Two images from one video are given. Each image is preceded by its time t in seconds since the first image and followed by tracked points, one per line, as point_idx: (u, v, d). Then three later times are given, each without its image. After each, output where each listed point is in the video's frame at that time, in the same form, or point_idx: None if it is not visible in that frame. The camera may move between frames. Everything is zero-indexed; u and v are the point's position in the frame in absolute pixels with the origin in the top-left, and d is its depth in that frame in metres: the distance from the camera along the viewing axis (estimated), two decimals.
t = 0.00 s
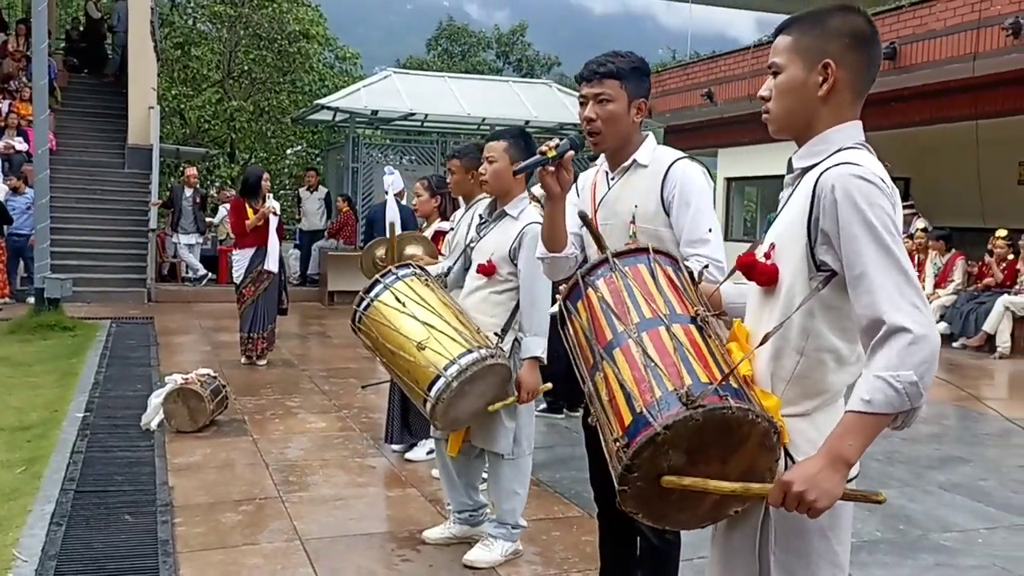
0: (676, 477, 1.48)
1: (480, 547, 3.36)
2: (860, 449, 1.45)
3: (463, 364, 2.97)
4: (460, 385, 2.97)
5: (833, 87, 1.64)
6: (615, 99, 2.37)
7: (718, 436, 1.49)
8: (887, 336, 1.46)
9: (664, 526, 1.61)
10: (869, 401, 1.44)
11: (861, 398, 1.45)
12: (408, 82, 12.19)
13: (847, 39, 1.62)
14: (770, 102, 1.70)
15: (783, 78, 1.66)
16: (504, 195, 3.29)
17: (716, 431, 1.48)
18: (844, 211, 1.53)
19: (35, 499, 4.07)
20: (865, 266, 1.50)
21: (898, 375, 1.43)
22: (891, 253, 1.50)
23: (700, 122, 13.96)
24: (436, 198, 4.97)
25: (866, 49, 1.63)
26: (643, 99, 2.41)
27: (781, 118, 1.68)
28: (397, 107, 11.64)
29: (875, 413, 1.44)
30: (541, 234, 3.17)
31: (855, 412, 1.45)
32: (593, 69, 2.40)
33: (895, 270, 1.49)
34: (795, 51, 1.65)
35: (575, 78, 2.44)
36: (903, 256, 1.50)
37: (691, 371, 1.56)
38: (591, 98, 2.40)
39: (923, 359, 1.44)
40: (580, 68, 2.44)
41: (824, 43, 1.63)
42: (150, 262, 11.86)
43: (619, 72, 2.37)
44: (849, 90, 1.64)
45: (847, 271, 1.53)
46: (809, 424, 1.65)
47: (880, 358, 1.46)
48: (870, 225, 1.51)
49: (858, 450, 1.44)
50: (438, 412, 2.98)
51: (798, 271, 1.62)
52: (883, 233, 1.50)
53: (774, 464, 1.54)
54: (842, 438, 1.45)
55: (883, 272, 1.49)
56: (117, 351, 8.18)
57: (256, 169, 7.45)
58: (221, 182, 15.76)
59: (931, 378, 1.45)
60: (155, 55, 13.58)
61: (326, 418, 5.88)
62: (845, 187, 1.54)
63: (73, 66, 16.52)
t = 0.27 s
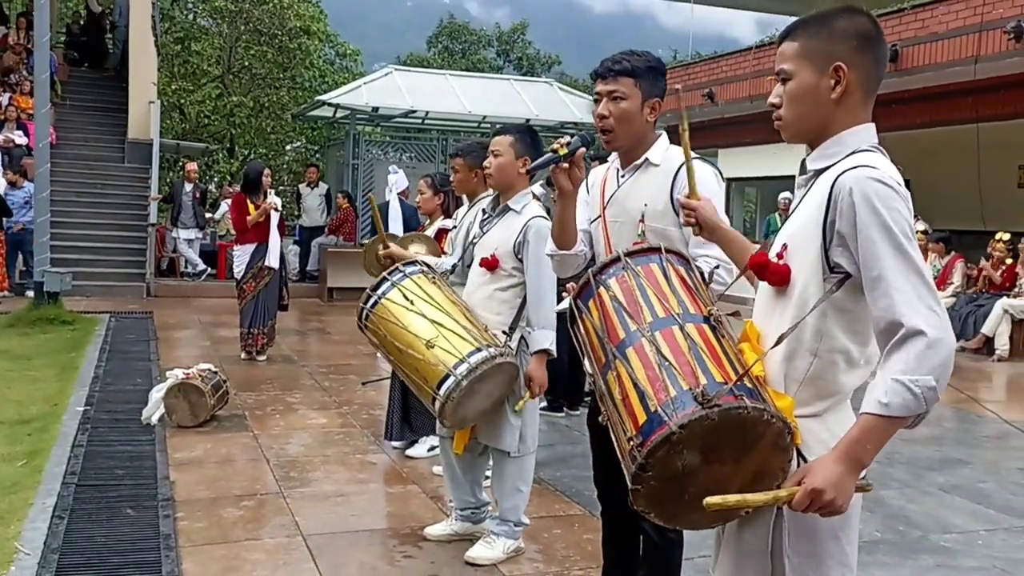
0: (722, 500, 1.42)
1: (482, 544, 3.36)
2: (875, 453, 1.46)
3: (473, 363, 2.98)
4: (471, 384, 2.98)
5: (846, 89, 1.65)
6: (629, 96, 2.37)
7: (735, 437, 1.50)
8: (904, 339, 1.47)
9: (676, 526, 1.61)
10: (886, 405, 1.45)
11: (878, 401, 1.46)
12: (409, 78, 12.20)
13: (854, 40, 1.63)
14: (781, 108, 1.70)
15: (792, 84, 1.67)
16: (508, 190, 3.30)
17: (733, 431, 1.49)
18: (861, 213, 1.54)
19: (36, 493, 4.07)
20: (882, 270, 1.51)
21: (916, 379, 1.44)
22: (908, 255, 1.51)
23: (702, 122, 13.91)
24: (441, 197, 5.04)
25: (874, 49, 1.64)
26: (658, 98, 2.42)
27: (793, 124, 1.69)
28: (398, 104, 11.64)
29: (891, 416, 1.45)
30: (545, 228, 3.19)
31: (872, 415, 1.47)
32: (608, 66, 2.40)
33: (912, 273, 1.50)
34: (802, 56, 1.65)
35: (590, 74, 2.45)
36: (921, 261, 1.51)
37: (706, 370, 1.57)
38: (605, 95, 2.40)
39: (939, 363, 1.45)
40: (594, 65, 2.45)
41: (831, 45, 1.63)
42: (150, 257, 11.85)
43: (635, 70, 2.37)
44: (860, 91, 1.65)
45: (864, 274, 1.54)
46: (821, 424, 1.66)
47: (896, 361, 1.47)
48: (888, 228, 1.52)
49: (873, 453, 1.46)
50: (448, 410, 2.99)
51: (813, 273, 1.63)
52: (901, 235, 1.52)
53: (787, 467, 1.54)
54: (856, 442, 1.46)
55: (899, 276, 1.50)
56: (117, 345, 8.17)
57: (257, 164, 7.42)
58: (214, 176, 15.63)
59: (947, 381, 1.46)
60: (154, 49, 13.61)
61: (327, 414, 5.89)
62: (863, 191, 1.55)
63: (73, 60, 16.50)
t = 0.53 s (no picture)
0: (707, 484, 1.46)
1: (485, 541, 3.37)
2: (878, 455, 1.47)
3: (474, 359, 2.99)
4: (472, 380, 2.99)
5: (854, 93, 1.65)
6: (641, 94, 2.39)
7: (745, 438, 1.51)
8: (907, 342, 1.48)
9: (683, 525, 1.62)
10: (887, 406, 1.46)
11: (880, 403, 1.47)
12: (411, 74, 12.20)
13: (857, 42, 1.63)
14: (789, 116, 1.70)
15: (799, 91, 1.67)
16: (509, 189, 3.31)
17: (740, 432, 1.50)
18: (870, 215, 1.55)
19: (41, 487, 4.09)
20: (887, 271, 1.51)
21: (919, 382, 1.45)
22: (914, 257, 1.52)
23: (702, 120, 13.93)
24: (445, 193, 5.06)
25: (877, 50, 1.65)
26: (668, 97, 2.43)
27: (801, 130, 1.69)
28: (401, 100, 11.64)
29: (894, 419, 1.46)
30: (545, 227, 3.20)
31: (874, 416, 1.47)
32: (620, 64, 2.42)
33: (918, 275, 1.51)
34: (807, 62, 1.66)
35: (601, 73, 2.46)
36: (926, 263, 1.52)
37: (716, 373, 1.58)
38: (616, 93, 2.42)
39: (942, 366, 1.46)
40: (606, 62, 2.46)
41: (835, 49, 1.64)
42: (152, 253, 11.86)
43: (646, 68, 2.39)
44: (867, 93, 1.66)
45: (869, 275, 1.54)
46: (826, 424, 1.67)
47: (898, 364, 1.48)
48: (895, 230, 1.53)
49: (876, 455, 1.46)
50: (449, 407, 2.99)
51: (819, 274, 1.63)
52: (907, 237, 1.52)
53: (793, 468, 1.55)
54: (860, 443, 1.46)
55: (905, 278, 1.51)
56: (119, 341, 8.18)
57: (258, 159, 7.42)
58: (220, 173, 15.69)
59: (949, 384, 1.47)
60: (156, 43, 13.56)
61: (330, 410, 5.90)
62: (872, 191, 1.55)
63: (75, 55, 16.50)
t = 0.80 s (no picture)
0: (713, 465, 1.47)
1: (489, 538, 3.38)
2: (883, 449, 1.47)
3: (472, 353, 2.99)
4: (469, 374, 2.99)
5: (864, 89, 1.66)
6: (647, 92, 2.39)
7: (751, 432, 1.51)
8: (911, 336, 1.48)
9: (692, 521, 1.63)
10: (891, 400, 1.46)
11: (885, 396, 1.47)
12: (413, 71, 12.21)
13: (866, 39, 1.63)
14: (797, 115, 1.71)
15: (808, 89, 1.67)
16: (510, 184, 3.32)
17: (747, 425, 1.50)
18: (877, 210, 1.55)
19: (45, 483, 4.09)
20: (893, 266, 1.52)
21: (922, 376, 1.45)
22: (919, 252, 1.51)
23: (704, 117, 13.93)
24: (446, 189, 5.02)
25: (885, 47, 1.65)
26: (674, 94, 2.44)
27: (810, 128, 1.69)
28: (403, 97, 11.63)
29: (899, 413, 1.46)
30: (545, 221, 3.20)
31: (877, 410, 1.47)
32: (625, 63, 2.42)
33: (925, 270, 1.51)
34: (816, 59, 1.66)
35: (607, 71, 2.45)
36: (933, 257, 1.52)
37: (723, 367, 1.59)
38: (622, 91, 2.41)
39: (948, 361, 1.45)
40: (612, 60, 2.46)
41: (845, 46, 1.64)
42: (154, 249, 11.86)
43: (652, 66, 2.39)
44: (876, 90, 1.66)
45: (875, 271, 1.55)
46: (837, 423, 1.66)
47: (903, 359, 1.48)
48: (903, 225, 1.53)
49: (877, 450, 1.47)
50: (448, 401, 3.01)
51: (829, 269, 1.64)
52: (915, 232, 1.52)
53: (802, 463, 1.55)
54: (864, 438, 1.46)
55: (911, 272, 1.51)
56: (122, 337, 8.18)
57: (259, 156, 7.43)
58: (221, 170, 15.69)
59: (955, 379, 1.47)
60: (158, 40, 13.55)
61: (332, 407, 5.91)
62: (879, 186, 1.56)
63: (77, 51, 16.54)
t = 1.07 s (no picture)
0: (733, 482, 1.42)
1: (492, 534, 3.39)
2: (894, 449, 1.48)
3: (470, 351, 3.00)
4: (468, 371, 3.00)
5: (873, 87, 1.66)
6: (649, 87, 2.40)
7: (757, 427, 1.52)
8: (921, 336, 1.49)
9: (694, 516, 1.63)
10: (905, 400, 1.46)
11: (897, 396, 1.48)
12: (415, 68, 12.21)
13: (877, 36, 1.64)
14: (803, 108, 1.71)
15: (817, 83, 1.68)
16: (513, 182, 3.32)
17: (752, 421, 1.51)
18: (886, 207, 1.56)
19: (49, 480, 4.10)
20: (903, 264, 1.52)
21: (937, 376, 1.46)
22: (929, 251, 1.52)
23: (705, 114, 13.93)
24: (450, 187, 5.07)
25: (893, 45, 1.65)
26: (677, 90, 2.44)
27: (816, 122, 1.70)
28: (404, 94, 11.62)
29: (911, 412, 1.47)
30: (547, 222, 3.20)
31: (891, 410, 1.48)
32: (629, 58, 2.43)
33: (933, 269, 1.52)
34: (827, 53, 1.66)
35: (609, 67, 2.48)
36: (941, 256, 1.52)
37: (728, 363, 1.59)
38: (626, 86, 2.44)
39: (958, 360, 1.47)
40: (615, 56, 2.48)
41: (857, 43, 1.64)
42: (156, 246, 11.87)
43: (654, 61, 2.40)
44: (884, 86, 1.67)
45: (884, 268, 1.55)
46: (840, 420, 1.67)
47: (914, 358, 1.49)
48: (912, 224, 1.53)
49: (891, 449, 1.47)
50: (448, 397, 3.02)
51: (835, 266, 1.64)
52: (924, 231, 1.53)
53: (805, 459, 1.57)
54: (878, 437, 1.47)
55: (921, 271, 1.52)
56: (124, 334, 8.19)
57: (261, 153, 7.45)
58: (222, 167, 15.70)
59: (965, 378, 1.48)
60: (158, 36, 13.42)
61: (335, 404, 5.92)
62: (887, 183, 1.56)
63: (78, 48, 16.66)
